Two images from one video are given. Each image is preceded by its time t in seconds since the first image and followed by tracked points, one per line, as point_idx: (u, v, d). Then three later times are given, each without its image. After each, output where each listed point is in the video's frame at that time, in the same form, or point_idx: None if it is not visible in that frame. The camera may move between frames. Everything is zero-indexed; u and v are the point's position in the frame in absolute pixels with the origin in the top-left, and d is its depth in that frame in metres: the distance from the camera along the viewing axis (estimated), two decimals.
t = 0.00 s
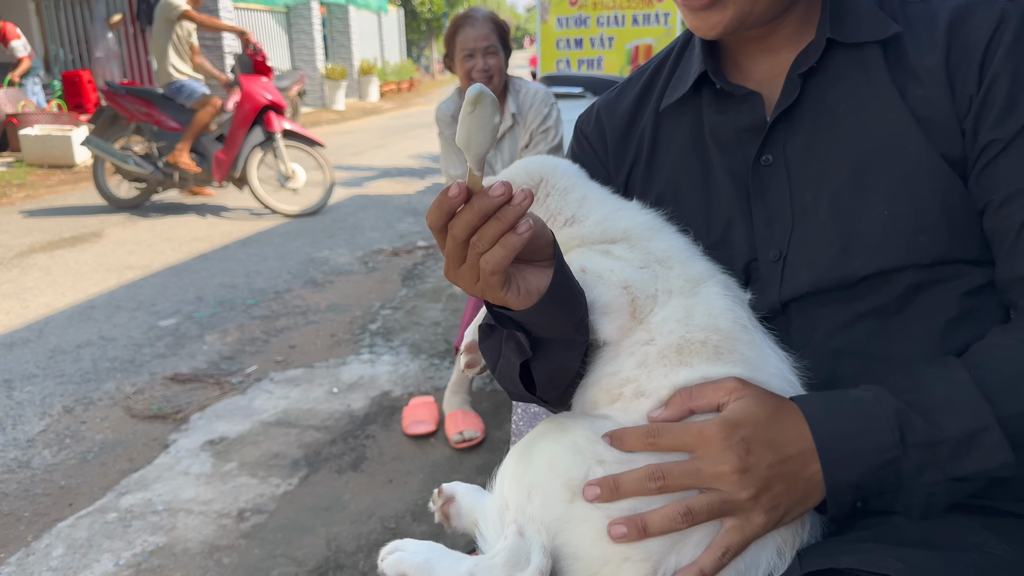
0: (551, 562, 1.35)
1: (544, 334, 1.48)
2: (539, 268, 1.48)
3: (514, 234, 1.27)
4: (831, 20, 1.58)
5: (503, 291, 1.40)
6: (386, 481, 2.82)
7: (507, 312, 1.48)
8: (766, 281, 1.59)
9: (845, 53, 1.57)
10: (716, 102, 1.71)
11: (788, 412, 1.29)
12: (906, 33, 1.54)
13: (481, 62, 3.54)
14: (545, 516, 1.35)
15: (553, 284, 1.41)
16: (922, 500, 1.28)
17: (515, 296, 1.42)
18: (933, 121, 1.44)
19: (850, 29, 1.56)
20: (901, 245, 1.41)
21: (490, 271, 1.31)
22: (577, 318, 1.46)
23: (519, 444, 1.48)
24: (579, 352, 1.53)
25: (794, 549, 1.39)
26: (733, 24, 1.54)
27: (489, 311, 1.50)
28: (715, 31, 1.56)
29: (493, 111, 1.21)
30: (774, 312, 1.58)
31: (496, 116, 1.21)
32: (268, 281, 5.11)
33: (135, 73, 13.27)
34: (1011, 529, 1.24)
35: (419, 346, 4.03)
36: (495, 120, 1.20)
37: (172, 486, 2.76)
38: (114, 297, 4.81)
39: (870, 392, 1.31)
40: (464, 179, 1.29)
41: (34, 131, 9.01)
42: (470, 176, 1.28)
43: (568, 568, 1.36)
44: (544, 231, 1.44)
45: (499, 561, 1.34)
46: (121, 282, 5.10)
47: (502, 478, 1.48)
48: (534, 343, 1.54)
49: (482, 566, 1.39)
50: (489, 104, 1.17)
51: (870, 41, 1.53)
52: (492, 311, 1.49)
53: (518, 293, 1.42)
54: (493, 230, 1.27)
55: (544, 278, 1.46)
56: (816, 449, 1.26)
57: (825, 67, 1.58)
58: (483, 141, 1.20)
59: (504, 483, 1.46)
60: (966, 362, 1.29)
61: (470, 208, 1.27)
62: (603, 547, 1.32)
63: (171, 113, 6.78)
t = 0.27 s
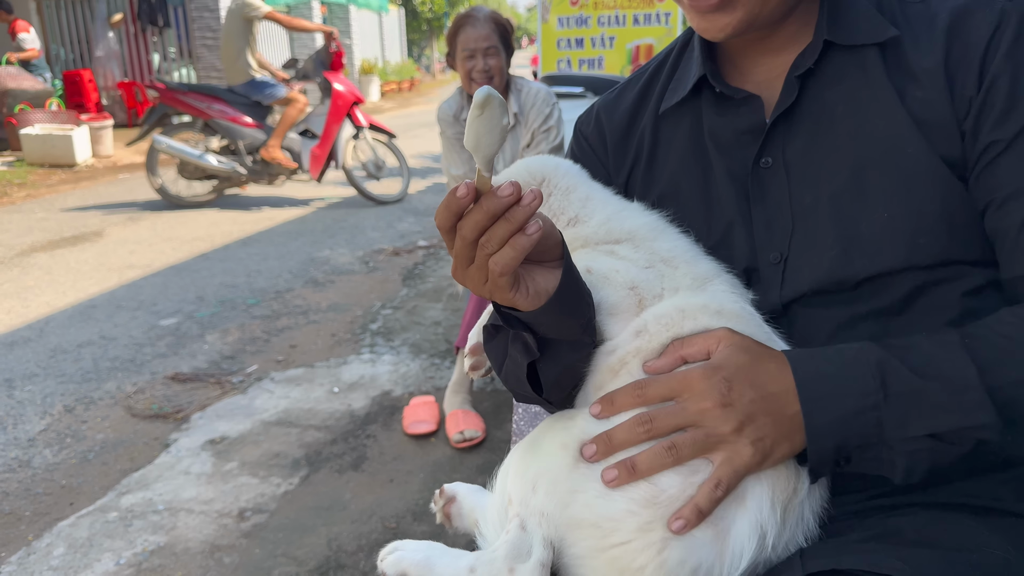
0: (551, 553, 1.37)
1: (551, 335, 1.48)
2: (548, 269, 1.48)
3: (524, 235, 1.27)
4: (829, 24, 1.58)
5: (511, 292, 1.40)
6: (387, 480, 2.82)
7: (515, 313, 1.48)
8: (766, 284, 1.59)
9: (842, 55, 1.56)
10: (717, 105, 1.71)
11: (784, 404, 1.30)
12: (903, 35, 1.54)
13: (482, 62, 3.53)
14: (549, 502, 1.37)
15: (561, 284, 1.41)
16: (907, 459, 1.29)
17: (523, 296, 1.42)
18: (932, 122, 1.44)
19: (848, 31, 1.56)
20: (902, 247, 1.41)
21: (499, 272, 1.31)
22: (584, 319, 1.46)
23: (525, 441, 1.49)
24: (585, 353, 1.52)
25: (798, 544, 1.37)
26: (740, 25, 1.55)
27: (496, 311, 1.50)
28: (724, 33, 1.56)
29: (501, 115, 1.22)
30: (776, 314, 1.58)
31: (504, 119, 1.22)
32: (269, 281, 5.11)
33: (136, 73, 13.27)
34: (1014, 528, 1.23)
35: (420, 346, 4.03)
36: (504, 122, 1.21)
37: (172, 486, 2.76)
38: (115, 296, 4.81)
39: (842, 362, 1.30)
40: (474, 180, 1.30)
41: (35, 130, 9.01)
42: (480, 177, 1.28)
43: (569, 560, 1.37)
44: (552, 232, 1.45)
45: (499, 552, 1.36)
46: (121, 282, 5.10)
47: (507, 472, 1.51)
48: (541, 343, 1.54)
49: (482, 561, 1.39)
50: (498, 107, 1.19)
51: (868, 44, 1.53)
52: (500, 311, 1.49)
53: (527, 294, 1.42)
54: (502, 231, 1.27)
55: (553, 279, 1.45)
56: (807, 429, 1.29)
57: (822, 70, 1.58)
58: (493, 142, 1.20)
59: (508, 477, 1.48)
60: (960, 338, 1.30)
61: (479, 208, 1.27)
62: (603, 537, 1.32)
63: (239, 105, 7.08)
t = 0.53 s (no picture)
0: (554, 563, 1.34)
1: (554, 335, 1.48)
2: (551, 269, 1.47)
3: (526, 235, 1.27)
4: (834, 23, 1.57)
5: (514, 292, 1.39)
6: (388, 479, 2.82)
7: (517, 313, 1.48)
8: (771, 285, 1.59)
9: (846, 55, 1.56)
10: (721, 103, 1.71)
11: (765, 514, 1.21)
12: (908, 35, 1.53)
13: (480, 62, 3.53)
14: (549, 517, 1.34)
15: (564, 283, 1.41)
16: (903, 536, 1.23)
17: (525, 295, 1.42)
18: (932, 122, 1.44)
19: (853, 30, 1.55)
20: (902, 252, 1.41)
21: (501, 272, 1.31)
22: (586, 320, 1.46)
23: (524, 447, 1.47)
24: (587, 353, 1.52)
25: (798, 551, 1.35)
26: (757, 23, 1.54)
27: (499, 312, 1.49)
28: (740, 31, 1.56)
29: (503, 115, 1.21)
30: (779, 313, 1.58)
31: (507, 120, 1.21)
32: (270, 279, 5.11)
33: (137, 71, 13.26)
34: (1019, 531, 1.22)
35: (421, 345, 4.03)
36: (506, 122, 1.21)
37: (173, 484, 2.76)
38: (116, 295, 4.82)
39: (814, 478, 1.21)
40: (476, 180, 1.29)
41: (36, 128, 9.03)
42: (482, 177, 1.28)
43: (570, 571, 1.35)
44: (555, 231, 1.44)
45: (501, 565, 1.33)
46: (122, 280, 5.10)
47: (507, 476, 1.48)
48: (543, 343, 1.53)
49: (483, 567, 1.39)
50: (500, 107, 1.19)
51: (873, 44, 1.52)
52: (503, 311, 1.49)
53: (529, 293, 1.42)
54: (504, 230, 1.27)
55: (556, 279, 1.44)
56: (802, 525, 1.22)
57: (826, 69, 1.57)
58: (496, 143, 1.20)
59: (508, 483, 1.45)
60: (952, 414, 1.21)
61: (481, 209, 1.27)
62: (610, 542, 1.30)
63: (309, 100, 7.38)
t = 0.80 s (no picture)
0: (548, 556, 1.31)
1: (550, 334, 1.49)
2: (548, 269, 1.48)
3: (522, 238, 1.28)
4: (837, 27, 1.58)
5: (509, 293, 1.41)
6: (385, 477, 2.82)
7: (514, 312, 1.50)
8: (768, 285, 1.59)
9: (850, 58, 1.56)
10: (719, 102, 1.71)
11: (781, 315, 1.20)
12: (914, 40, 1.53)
13: (477, 63, 3.54)
14: (547, 511, 1.30)
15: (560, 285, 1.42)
16: (905, 385, 1.19)
17: (521, 297, 1.43)
18: (938, 126, 1.44)
19: (855, 35, 1.56)
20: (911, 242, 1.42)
21: (497, 274, 1.32)
22: (584, 319, 1.47)
23: (524, 442, 1.43)
24: (584, 350, 1.51)
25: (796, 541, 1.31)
26: (715, 37, 1.56)
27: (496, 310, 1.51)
28: (700, 43, 1.58)
29: (500, 120, 1.21)
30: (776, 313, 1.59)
31: (503, 125, 1.21)
32: (269, 277, 5.12)
33: (138, 68, 13.25)
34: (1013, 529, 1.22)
35: (420, 343, 4.04)
36: (502, 128, 1.20)
37: (171, 482, 2.77)
38: (115, 292, 4.82)
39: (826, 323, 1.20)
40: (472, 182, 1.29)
41: (36, 125, 9.02)
42: (479, 180, 1.28)
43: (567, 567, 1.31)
44: (552, 231, 1.45)
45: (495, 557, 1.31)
46: (121, 278, 5.10)
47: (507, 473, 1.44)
48: (540, 342, 1.54)
49: (478, 563, 1.36)
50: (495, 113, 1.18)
51: (875, 47, 1.53)
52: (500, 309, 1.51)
53: (525, 295, 1.44)
54: (501, 233, 1.27)
55: (553, 279, 1.46)
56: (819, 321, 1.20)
57: (832, 73, 1.57)
58: (491, 149, 1.19)
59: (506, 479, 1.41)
60: (987, 301, 1.19)
61: (478, 212, 1.27)
62: (611, 534, 1.25)
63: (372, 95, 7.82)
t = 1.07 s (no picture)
0: (551, 562, 1.31)
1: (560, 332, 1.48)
2: (556, 266, 1.46)
3: (529, 237, 1.26)
4: (842, 20, 1.55)
5: (518, 292, 1.40)
6: (386, 474, 2.82)
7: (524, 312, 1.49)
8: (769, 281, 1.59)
9: (854, 53, 1.53)
10: (726, 96, 1.70)
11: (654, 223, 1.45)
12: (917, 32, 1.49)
13: (482, 58, 3.52)
14: (550, 515, 1.29)
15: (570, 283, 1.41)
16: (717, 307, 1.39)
17: (529, 296, 1.42)
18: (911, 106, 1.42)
19: (860, 28, 1.52)
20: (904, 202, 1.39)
21: (505, 274, 1.32)
22: (593, 317, 1.46)
23: (525, 442, 1.42)
24: (593, 348, 1.51)
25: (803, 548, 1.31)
26: (724, 27, 1.56)
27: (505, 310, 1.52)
28: (710, 33, 1.58)
29: (506, 120, 1.19)
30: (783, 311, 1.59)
31: (509, 124, 1.19)
32: (269, 274, 5.11)
33: (138, 64, 13.22)
34: (1015, 530, 1.22)
35: (420, 340, 4.03)
36: (508, 127, 1.19)
37: (171, 478, 2.76)
38: (115, 288, 4.81)
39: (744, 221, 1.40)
40: (478, 181, 1.28)
41: (36, 121, 9.00)
42: (485, 179, 1.26)
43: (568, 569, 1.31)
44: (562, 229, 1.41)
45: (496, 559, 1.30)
46: (121, 274, 5.10)
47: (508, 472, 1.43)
48: (549, 340, 1.54)
49: (479, 565, 1.35)
50: (501, 112, 1.17)
51: (880, 40, 1.49)
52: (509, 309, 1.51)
53: (534, 293, 1.43)
54: (508, 232, 1.26)
55: (561, 278, 1.44)
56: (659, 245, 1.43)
57: (834, 67, 1.55)
58: (496, 149, 1.19)
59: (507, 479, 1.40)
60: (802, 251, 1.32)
61: (484, 211, 1.26)
62: (613, 545, 1.25)
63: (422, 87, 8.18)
